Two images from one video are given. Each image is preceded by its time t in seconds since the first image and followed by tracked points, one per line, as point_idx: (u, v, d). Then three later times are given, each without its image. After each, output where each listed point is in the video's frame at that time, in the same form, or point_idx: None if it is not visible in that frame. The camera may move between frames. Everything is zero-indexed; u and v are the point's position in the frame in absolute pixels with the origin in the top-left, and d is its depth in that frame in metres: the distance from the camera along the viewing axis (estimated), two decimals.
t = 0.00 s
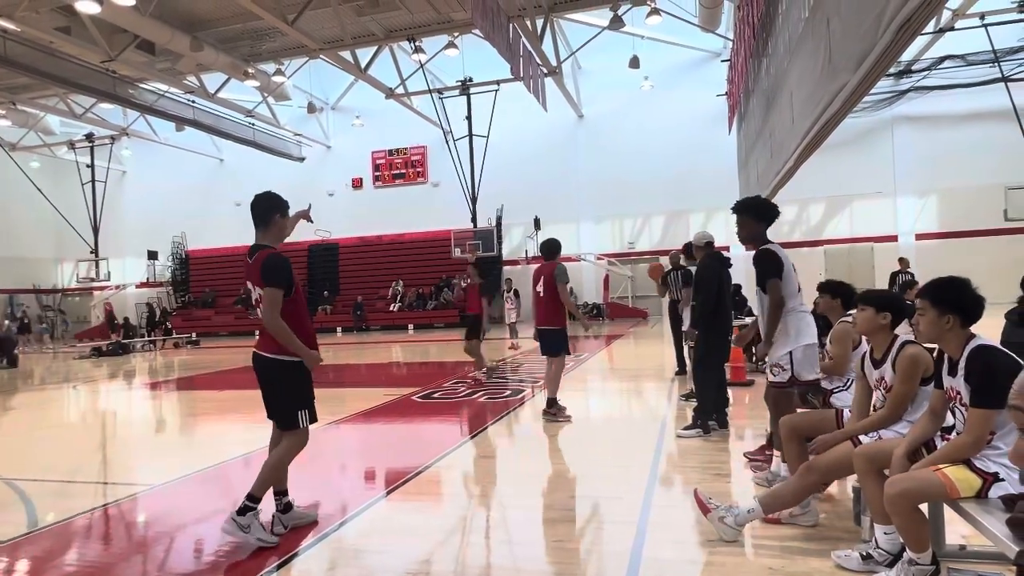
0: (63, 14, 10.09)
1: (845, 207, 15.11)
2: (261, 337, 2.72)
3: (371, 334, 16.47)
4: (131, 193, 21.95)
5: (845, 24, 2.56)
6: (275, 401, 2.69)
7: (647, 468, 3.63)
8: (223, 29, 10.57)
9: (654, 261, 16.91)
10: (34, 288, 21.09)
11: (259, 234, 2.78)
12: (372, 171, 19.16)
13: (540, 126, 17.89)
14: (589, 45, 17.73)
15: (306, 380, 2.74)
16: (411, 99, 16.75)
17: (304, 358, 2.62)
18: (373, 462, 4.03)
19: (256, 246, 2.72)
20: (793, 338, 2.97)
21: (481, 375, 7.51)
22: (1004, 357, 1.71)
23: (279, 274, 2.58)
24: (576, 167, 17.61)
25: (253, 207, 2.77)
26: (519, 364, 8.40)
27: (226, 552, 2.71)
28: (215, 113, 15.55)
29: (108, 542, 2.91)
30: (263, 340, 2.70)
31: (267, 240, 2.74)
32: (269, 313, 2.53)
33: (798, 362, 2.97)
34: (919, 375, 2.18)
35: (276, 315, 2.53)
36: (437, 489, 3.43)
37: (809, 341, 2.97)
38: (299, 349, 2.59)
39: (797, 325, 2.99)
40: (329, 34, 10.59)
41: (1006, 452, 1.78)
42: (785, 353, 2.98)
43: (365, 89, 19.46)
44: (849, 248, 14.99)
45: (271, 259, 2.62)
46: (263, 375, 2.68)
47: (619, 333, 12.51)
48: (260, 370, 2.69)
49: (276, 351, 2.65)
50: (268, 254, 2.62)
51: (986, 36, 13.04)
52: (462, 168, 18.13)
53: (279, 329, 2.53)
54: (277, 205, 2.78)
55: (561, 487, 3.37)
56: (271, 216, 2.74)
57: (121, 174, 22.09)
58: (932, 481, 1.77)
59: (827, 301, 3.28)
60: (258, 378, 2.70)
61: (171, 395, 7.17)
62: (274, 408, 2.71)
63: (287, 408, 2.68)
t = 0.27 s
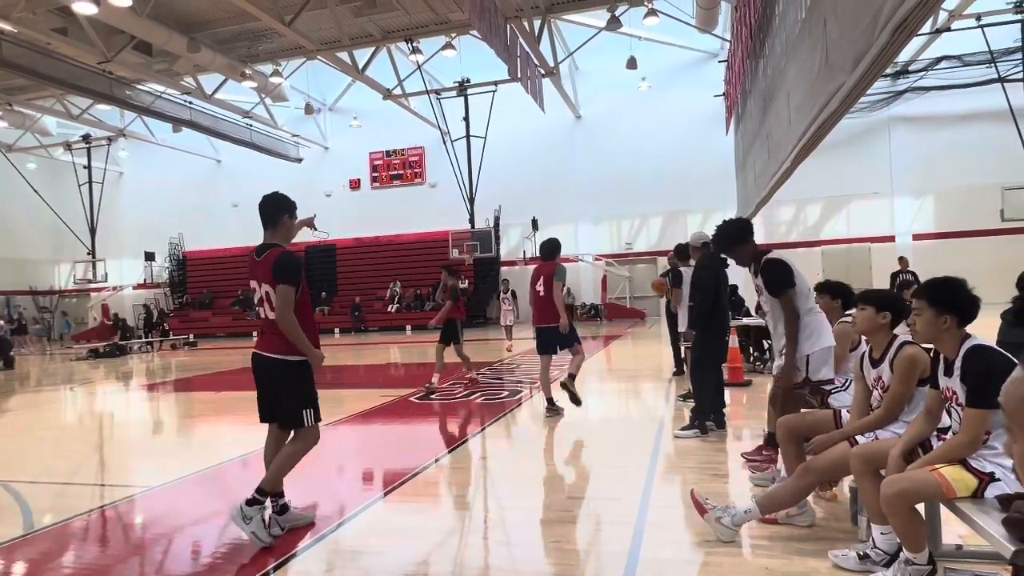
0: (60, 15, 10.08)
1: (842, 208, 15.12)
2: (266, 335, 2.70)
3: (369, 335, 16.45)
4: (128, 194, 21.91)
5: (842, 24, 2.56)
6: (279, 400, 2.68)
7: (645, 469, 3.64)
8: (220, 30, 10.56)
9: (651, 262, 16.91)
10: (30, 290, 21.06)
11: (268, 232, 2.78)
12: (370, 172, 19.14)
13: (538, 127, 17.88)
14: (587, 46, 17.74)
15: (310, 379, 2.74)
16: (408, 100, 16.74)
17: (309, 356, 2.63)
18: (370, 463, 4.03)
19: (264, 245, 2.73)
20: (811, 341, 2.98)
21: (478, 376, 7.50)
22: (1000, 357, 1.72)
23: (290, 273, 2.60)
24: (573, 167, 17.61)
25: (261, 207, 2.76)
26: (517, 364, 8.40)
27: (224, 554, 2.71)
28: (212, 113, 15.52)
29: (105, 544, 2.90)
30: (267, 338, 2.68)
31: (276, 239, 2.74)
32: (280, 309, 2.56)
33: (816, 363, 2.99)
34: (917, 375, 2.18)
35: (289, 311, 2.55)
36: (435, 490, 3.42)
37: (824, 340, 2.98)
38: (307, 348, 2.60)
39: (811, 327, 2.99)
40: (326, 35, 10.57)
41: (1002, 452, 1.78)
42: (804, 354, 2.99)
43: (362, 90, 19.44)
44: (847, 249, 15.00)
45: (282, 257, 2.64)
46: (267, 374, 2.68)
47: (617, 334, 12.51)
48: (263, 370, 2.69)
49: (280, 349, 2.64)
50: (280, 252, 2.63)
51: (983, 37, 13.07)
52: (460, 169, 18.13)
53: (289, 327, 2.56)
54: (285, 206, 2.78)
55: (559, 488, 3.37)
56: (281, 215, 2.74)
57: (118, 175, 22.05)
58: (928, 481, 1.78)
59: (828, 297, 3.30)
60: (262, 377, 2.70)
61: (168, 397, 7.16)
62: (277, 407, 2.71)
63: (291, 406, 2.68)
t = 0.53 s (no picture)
0: (58, 16, 10.07)
1: (840, 208, 15.13)
2: (272, 334, 2.70)
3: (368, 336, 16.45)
4: (126, 196, 21.89)
5: (839, 25, 2.57)
6: (284, 401, 2.67)
7: (644, 470, 3.64)
8: (218, 31, 10.56)
9: (650, 263, 16.91)
10: (28, 291, 21.04)
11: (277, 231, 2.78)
12: (368, 173, 19.13)
13: (537, 128, 17.88)
14: (585, 48, 17.76)
15: (317, 380, 2.72)
16: (407, 101, 16.74)
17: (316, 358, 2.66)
18: (369, 465, 4.03)
19: (273, 245, 2.74)
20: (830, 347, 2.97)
21: (477, 377, 7.50)
22: (999, 357, 1.72)
23: (301, 272, 2.62)
24: (572, 167, 17.62)
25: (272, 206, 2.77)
26: (516, 366, 8.39)
27: (223, 556, 2.71)
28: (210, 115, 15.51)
29: (104, 546, 2.89)
30: (273, 338, 2.68)
31: (284, 239, 2.74)
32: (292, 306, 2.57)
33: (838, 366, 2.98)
34: (916, 372, 2.19)
35: (301, 310, 2.57)
36: (434, 492, 3.42)
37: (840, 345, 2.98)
38: (315, 348, 2.63)
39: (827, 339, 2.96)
40: (325, 36, 10.57)
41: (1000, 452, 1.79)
42: (830, 357, 2.98)
43: (361, 91, 19.44)
44: (845, 249, 15.00)
45: (294, 256, 2.65)
46: (271, 373, 2.67)
47: (615, 335, 12.51)
48: (267, 370, 2.68)
49: (288, 349, 2.64)
50: (291, 251, 2.64)
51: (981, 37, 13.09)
52: (458, 170, 18.13)
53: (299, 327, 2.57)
54: (297, 205, 2.78)
55: (558, 489, 3.37)
56: (291, 214, 2.75)
57: (116, 177, 22.03)
58: (927, 481, 1.78)
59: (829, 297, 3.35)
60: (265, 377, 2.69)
61: (166, 398, 7.15)
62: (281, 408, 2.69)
63: (299, 407, 2.66)
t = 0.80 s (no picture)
0: (57, 18, 10.08)
1: (840, 209, 15.13)
2: (285, 335, 2.69)
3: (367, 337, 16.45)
4: (125, 197, 21.90)
5: (838, 26, 2.57)
6: (291, 404, 2.66)
7: (644, 470, 3.64)
8: (218, 32, 10.56)
9: (650, 264, 16.92)
10: (28, 293, 21.04)
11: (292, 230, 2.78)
12: (368, 174, 19.13)
13: (537, 130, 17.90)
14: (584, 49, 17.78)
15: (327, 383, 2.68)
16: (406, 102, 16.76)
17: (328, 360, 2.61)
18: (369, 466, 4.03)
19: (286, 244, 2.73)
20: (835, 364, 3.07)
21: (477, 378, 7.49)
22: (997, 358, 1.72)
23: (313, 271, 2.59)
24: (572, 168, 17.63)
25: (285, 205, 2.76)
26: (516, 366, 8.39)
27: (223, 557, 2.71)
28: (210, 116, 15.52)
29: (103, 548, 2.89)
30: (286, 339, 2.68)
31: (296, 238, 2.73)
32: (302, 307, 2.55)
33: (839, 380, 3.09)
34: (912, 374, 2.20)
35: (311, 311, 2.53)
36: (433, 492, 3.42)
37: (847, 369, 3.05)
38: (326, 349, 2.58)
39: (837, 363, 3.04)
40: (324, 38, 10.58)
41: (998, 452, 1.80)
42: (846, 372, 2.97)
43: (360, 93, 19.45)
44: (844, 250, 15.00)
45: (305, 256, 2.63)
46: (282, 375, 2.67)
47: (615, 336, 12.51)
48: (279, 372, 2.68)
49: (301, 349, 2.64)
50: (303, 251, 2.63)
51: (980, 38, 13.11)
52: (458, 171, 18.14)
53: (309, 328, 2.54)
54: (309, 204, 2.76)
55: (558, 490, 3.37)
56: (305, 213, 2.74)
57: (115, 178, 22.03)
58: (926, 482, 1.77)
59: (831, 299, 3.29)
60: (277, 379, 2.70)
61: (166, 400, 7.15)
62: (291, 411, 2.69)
63: (304, 412, 2.63)
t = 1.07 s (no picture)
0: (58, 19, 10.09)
1: (839, 210, 15.13)
2: (295, 342, 2.66)
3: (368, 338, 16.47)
4: (125, 198, 21.91)
5: (837, 27, 2.58)
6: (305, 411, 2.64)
7: (644, 471, 3.64)
8: (218, 34, 10.57)
9: (650, 265, 16.91)
10: (28, 294, 21.07)
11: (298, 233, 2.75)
12: (368, 175, 19.14)
13: (537, 131, 17.91)
14: (583, 50, 17.79)
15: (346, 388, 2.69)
16: (407, 103, 16.77)
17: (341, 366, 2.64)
18: (368, 467, 4.03)
19: (298, 248, 2.72)
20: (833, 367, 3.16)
21: (476, 379, 7.49)
22: (993, 360, 1.72)
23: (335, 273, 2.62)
24: (572, 169, 17.63)
25: (293, 208, 2.73)
26: (516, 367, 8.39)
27: (224, 558, 2.71)
28: (210, 117, 15.51)
29: (103, 549, 2.89)
30: (297, 346, 2.65)
31: (308, 242, 2.74)
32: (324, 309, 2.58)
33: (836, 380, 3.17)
34: (908, 377, 2.22)
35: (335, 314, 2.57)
36: (433, 494, 3.43)
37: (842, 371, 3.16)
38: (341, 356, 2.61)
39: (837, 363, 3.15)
40: (324, 39, 10.60)
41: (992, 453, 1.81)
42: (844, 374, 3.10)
43: (361, 94, 19.45)
44: (844, 251, 14.99)
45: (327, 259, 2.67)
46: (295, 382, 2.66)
47: (615, 337, 12.51)
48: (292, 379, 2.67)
49: (317, 355, 2.63)
50: (325, 254, 2.67)
51: (980, 39, 13.11)
52: (458, 172, 18.15)
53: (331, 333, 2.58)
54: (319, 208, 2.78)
55: (558, 491, 3.37)
56: (316, 216, 2.73)
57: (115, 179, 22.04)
58: (923, 482, 1.78)
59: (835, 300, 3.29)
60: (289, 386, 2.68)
61: (165, 401, 7.15)
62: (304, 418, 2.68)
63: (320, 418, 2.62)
